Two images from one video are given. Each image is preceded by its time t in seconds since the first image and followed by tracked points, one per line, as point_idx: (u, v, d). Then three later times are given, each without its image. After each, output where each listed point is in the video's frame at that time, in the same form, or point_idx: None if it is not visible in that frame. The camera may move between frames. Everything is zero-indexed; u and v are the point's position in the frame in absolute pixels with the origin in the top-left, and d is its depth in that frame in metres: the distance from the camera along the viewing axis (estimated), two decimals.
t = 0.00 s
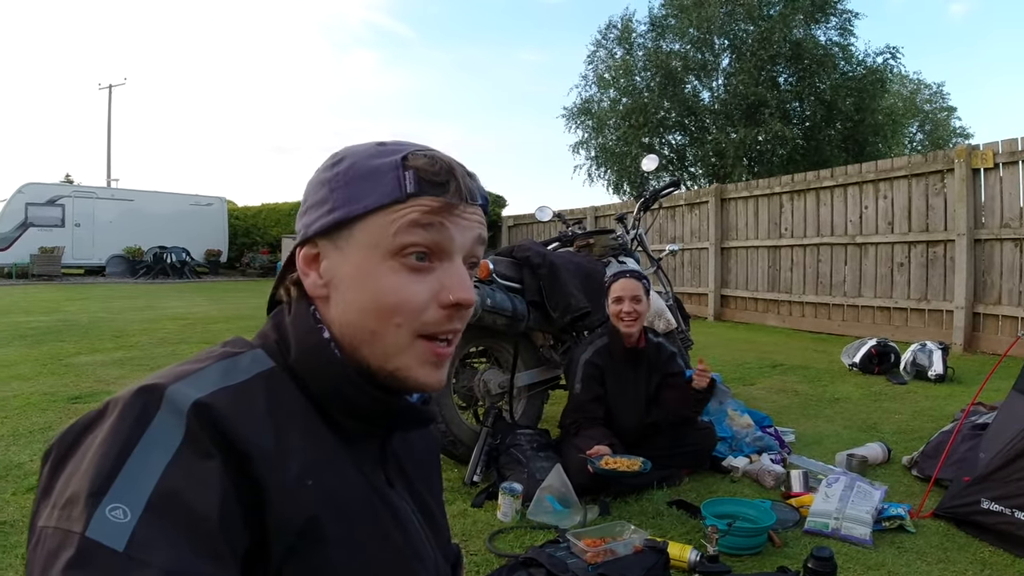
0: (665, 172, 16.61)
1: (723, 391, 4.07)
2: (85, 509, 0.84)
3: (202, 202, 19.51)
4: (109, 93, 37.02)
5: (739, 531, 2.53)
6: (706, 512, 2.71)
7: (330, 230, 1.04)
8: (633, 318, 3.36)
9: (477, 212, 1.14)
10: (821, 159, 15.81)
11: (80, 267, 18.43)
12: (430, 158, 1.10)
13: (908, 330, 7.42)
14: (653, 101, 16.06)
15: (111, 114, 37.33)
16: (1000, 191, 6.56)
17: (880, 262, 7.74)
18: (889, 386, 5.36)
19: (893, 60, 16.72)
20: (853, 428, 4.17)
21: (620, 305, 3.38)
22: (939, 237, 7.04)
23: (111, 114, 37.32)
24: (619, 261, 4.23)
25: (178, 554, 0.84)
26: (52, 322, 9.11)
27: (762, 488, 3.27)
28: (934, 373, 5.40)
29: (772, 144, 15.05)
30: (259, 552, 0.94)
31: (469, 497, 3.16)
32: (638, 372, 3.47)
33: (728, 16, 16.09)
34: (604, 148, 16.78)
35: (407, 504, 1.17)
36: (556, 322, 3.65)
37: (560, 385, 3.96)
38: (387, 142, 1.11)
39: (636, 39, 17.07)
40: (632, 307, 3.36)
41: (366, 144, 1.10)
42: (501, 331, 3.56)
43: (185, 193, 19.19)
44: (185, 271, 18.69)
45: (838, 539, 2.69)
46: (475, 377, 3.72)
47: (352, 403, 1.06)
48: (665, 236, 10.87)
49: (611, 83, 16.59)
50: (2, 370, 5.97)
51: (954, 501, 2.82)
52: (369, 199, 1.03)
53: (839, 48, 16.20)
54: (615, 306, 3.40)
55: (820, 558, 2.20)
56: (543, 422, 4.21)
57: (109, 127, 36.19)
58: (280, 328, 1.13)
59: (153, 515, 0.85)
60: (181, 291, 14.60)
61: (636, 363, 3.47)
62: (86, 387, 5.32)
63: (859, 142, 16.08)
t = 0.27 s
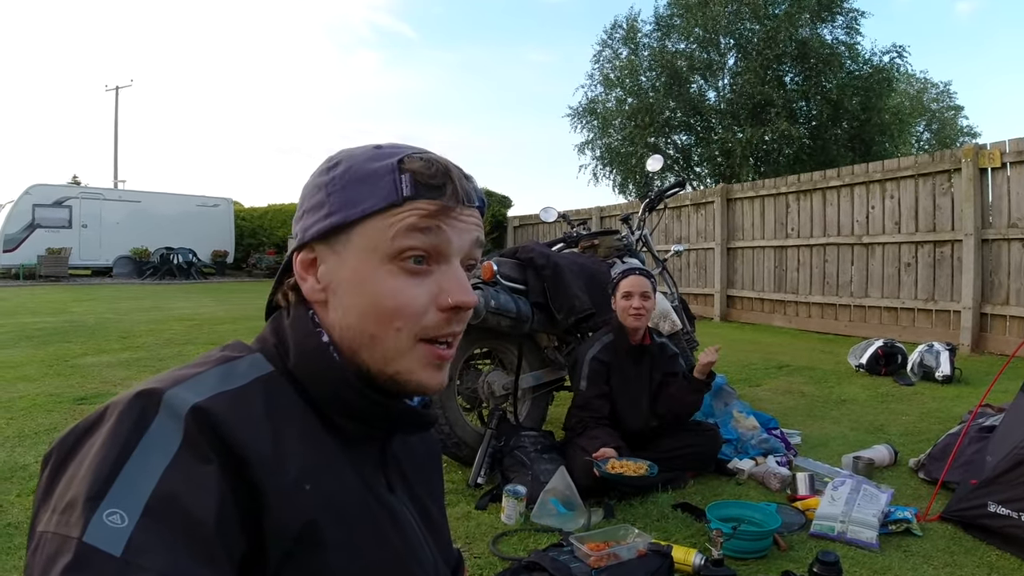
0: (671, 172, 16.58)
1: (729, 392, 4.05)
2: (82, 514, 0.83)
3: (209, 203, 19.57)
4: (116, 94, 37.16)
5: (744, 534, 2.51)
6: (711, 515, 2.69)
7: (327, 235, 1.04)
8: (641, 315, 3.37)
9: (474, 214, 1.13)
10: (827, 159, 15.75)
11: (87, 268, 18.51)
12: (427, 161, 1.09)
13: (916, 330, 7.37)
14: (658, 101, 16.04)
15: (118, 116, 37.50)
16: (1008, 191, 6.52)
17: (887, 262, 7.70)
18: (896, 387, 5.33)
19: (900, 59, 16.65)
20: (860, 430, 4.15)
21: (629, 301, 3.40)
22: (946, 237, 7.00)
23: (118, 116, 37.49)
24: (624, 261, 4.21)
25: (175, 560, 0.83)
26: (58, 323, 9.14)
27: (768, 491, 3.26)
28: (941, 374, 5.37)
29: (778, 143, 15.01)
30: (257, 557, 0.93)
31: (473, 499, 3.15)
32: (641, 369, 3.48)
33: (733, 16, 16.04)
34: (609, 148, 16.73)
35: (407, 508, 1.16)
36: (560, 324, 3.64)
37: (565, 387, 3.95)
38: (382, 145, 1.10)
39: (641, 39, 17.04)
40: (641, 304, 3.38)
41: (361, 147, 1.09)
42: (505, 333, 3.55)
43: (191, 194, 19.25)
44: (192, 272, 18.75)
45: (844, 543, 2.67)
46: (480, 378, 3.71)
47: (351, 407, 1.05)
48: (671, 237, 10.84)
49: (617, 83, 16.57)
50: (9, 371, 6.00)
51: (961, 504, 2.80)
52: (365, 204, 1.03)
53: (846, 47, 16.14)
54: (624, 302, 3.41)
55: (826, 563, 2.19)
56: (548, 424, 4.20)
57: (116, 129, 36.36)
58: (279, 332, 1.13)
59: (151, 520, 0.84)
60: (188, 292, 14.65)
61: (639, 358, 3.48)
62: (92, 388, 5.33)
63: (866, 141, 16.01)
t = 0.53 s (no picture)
0: (675, 172, 16.56)
1: (734, 393, 4.05)
2: (92, 517, 0.83)
3: (214, 204, 19.62)
4: (120, 96, 37.22)
5: (750, 535, 2.51)
6: (716, 516, 2.69)
7: (337, 240, 1.04)
8: (642, 322, 3.36)
9: (484, 222, 1.14)
10: (832, 158, 15.71)
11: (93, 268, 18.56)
12: (438, 168, 1.09)
13: (921, 330, 7.35)
14: (663, 100, 16.03)
15: (123, 116, 37.58)
16: (1014, 190, 6.49)
17: (892, 261, 7.68)
18: (902, 388, 5.32)
19: (905, 58, 16.60)
20: (866, 430, 4.14)
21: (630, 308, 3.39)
22: (952, 236, 6.97)
23: (123, 117, 37.58)
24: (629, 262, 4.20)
25: (183, 563, 0.83)
26: (64, 323, 9.18)
27: (773, 492, 3.25)
28: (947, 375, 5.35)
29: (783, 142, 14.97)
30: (265, 561, 0.94)
31: (478, 500, 3.16)
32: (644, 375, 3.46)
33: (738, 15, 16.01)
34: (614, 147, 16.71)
35: (413, 511, 1.17)
36: (565, 325, 3.64)
37: (570, 387, 3.95)
38: (393, 150, 1.10)
39: (646, 38, 17.03)
40: (642, 311, 3.36)
41: (373, 152, 1.10)
42: (510, 333, 3.55)
43: (196, 194, 19.30)
44: (197, 272, 18.80)
45: (850, 544, 2.66)
46: (485, 379, 3.72)
47: (359, 411, 1.06)
48: (676, 236, 10.83)
49: (621, 82, 16.56)
50: (16, 372, 6.02)
51: (967, 505, 2.79)
52: (376, 210, 1.03)
53: (851, 46, 16.09)
54: (626, 309, 3.40)
55: (831, 564, 2.18)
56: (553, 425, 4.20)
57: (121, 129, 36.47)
58: (288, 334, 1.13)
59: (160, 524, 0.84)
60: (193, 292, 14.69)
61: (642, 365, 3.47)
62: (98, 389, 5.35)
63: (871, 140, 15.96)
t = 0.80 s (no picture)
0: (677, 172, 16.56)
1: (736, 392, 4.05)
2: (94, 513, 0.84)
3: (217, 203, 19.66)
4: (122, 96, 37.26)
5: (752, 534, 2.51)
6: (718, 515, 2.69)
7: (339, 238, 1.04)
8: (643, 327, 3.35)
9: (486, 220, 1.14)
10: (835, 157, 15.70)
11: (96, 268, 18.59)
12: (440, 166, 1.09)
13: (924, 330, 7.34)
14: (665, 99, 16.03)
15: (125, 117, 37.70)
16: (1017, 189, 6.48)
17: (895, 260, 7.66)
18: (905, 387, 5.31)
19: (908, 56, 16.58)
20: (869, 429, 4.14)
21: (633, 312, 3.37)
22: (955, 235, 6.96)
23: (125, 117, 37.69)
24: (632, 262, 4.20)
25: (184, 561, 0.84)
26: (67, 323, 9.20)
27: (776, 491, 3.25)
28: (950, 374, 5.34)
29: (786, 141, 14.95)
30: (266, 559, 0.94)
31: (481, 499, 3.16)
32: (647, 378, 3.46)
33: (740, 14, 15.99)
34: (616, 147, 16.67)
35: (414, 508, 1.17)
36: (568, 324, 3.64)
37: (573, 387, 3.95)
38: (395, 150, 1.10)
39: (649, 37, 17.02)
40: (643, 315, 3.35)
41: (374, 151, 1.10)
42: (512, 333, 3.55)
43: (199, 194, 19.34)
44: (200, 272, 18.84)
45: (852, 543, 2.66)
46: (487, 378, 3.72)
47: (361, 408, 1.06)
48: (678, 236, 10.82)
49: (624, 81, 16.57)
50: (19, 371, 6.04)
51: (970, 504, 2.79)
52: (377, 209, 1.03)
53: (853, 45, 16.06)
54: (627, 313, 3.39)
55: (833, 563, 2.18)
56: (555, 424, 4.20)
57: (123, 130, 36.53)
58: (290, 332, 1.13)
59: (161, 521, 0.84)
60: (196, 292, 14.71)
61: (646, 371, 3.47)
62: (101, 388, 5.36)
63: (875, 139, 15.93)
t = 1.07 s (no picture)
0: (679, 171, 16.56)
1: (739, 392, 4.04)
2: (97, 515, 0.84)
3: (219, 204, 19.69)
4: (124, 97, 37.30)
5: (754, 535, 2.51)
6: (721, 515, 2.69)
7: (339, 239, 1.04)
8: (643, 329, 3.35)
9: (486, 221, 1.14)
10: (837, 157, 15.68)
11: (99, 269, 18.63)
12: (440, 167, 1.10)
13: (927, 330, 7.33)
14: (667, 99, 16.05)
15: (127, 117, 37.76)
16: (1019, 188, 6.47)
17: (898, 260, 7.65)
18: (907, 387, 5.31)
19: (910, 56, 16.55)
20: (872, 429, 4.13)
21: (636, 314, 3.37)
22: (958, 235, 6.95)
23: (127, 117, 37.76)
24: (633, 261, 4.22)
25: (186, 561, 0.84)
26: (70, 323, 9.22)
27: (778, 491, 3.25)
28: (953, 374, 5.34)
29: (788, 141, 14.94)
30: (268, 560, 0.94)
31: (483, 499, 3.16)
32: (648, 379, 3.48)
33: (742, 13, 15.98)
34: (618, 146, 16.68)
35: (416, 509, 1.17)
36: (570, 323, 3.64)
37: (574, 386, 3.95)
38: (395, 151, 1.10)
39: (650, 37, 17.01)
40: (645, 317, 3.34)
41: (374, 152, 1.10)
42: (515, 332, 3.55)
43: (201, 195, 19.37)
44: (202, 272, 18.87)
45: (854, 543, 2.66)
46: (489, 378, 3.72)
47: (362, 408, 1.06)
48: (680, 235, 10.82)
49: (625, 81, 16.57)
50: (22, 371, 6.05)
51: (972, 504, 2.78)
52: (377, 210, 1.03)
53: (855, 44, 16.04)
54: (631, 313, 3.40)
55: (836, 564, 2.18)
56: (557, 424, 4.21)
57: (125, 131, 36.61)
58: (291, 334, 1.14)
59: (164, 522, 0.85)
60: (199, 292, 14.73)
61: (647, 370, 3.49)
62: (103, 388, 5.38)
63: (877, 139, 15.91)
